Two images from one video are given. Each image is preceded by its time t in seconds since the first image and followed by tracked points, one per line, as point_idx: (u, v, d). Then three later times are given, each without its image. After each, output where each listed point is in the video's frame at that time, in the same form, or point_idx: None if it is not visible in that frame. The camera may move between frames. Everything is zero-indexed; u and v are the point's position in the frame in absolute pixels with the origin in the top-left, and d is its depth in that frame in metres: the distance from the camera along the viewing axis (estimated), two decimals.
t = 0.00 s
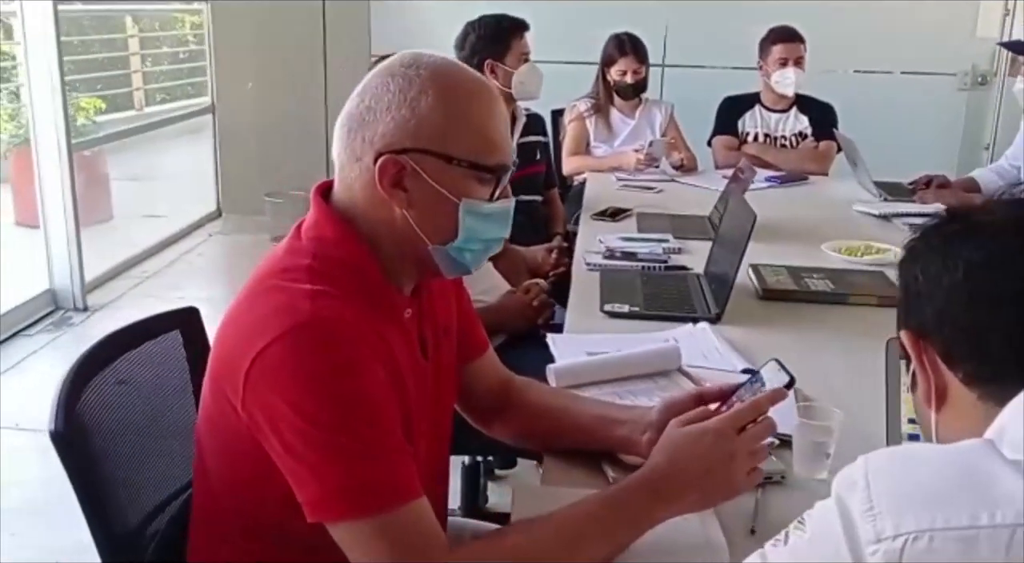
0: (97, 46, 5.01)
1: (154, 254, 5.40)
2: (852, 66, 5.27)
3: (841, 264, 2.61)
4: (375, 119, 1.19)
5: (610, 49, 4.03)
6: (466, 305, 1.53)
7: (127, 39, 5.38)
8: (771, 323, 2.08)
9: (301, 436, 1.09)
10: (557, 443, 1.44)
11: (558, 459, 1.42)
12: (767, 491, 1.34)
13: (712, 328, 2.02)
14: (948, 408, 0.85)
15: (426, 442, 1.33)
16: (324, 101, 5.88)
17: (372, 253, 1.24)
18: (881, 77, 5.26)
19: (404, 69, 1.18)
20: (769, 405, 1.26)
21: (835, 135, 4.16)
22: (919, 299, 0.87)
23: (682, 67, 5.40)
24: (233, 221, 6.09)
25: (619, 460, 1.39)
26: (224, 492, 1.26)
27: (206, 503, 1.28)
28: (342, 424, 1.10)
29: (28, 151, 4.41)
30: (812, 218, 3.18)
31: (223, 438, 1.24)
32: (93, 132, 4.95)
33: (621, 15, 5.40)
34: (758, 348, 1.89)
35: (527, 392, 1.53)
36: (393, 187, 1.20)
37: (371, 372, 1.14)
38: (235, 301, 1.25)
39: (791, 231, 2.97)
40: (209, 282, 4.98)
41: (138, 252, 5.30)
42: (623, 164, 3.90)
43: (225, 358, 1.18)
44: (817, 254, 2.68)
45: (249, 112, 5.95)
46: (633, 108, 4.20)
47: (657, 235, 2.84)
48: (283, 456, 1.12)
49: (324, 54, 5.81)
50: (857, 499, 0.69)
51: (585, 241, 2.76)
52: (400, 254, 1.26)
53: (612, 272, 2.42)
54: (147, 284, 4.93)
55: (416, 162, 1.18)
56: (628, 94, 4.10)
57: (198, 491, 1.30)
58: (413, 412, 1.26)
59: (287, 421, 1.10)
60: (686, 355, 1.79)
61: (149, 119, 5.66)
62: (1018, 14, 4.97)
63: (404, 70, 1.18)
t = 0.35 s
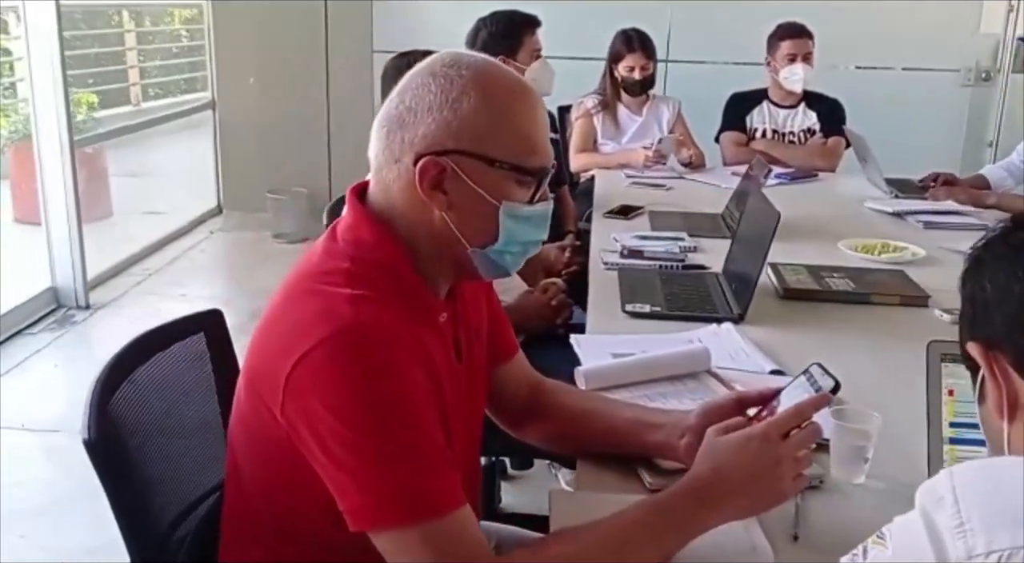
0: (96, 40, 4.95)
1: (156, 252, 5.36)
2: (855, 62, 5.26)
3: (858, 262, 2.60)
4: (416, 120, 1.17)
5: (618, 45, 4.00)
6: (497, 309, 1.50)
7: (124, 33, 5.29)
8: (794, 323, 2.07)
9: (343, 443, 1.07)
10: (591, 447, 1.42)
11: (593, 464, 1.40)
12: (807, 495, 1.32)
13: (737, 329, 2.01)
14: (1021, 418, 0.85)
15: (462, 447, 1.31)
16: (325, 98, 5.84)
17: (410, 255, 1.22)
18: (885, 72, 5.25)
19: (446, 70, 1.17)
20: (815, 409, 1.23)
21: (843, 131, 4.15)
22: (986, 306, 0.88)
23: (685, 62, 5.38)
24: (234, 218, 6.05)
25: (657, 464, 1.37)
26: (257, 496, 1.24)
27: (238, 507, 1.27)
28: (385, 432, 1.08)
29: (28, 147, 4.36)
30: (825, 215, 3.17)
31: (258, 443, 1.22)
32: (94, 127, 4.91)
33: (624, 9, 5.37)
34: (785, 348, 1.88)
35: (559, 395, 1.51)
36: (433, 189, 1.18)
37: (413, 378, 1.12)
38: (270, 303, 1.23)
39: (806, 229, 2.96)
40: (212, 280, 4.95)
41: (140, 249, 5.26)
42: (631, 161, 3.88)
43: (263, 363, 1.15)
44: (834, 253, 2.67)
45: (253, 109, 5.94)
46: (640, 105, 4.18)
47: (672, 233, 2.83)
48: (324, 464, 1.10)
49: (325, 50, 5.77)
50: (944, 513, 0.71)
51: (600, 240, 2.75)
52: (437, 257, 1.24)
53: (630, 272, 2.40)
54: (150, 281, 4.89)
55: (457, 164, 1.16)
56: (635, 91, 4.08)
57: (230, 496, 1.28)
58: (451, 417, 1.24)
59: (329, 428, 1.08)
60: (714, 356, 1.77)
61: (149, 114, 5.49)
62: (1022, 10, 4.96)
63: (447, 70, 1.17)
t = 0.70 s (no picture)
0: (88, 36, 4.90)
1: (150, 249, 5.33)
2: (850, 58, 5.26)
3: (860, 260, 2.60)
4: (434, 122, 1.16)
5: (616, 42, 3.98)
6: (509, 311, 1.49)
7: (115, 28, 5.20)
8: (800, 322, 2.07)
9: (363, 451, 1.06)
10: (603, 450, 1.41)
11: (606, 466, 1.39)
12: (822, 497, 1.32)
13: (744, 328, 2.00)
14: None
15: (477, 452, 1.31)
16: (319, 94, 5.81)
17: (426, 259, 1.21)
18: (880, 69, 5.26)
19: (466, 72, 1.16)
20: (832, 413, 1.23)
21: (841, 128, 4.16)
22: (1011, 316, 0.89)
23: (681, 59, 5.38)
24: (228, 215, 6.03)
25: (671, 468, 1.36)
26: (270, 500, 1.23)
27: (249, 511, 1.25)
28: (405, 440, 1.06)
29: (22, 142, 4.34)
30: (825, 213, 3.17)
31: (272, 448, 1.20)
32: (87, 124, 4.87)
33: (620, 5, 5.36)
34: (791, 348, 1.88)
35: (570, 397, 1.51)
36: (450, 193, 1.16)
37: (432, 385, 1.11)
38: (284, 306, 1.22)
39: (807, 227, 2.96)
40: (207, 277, 4.93)
41: (133, 247, 5.23)
42: (630, 158, 3.88)
43: (279, 368, 1.14)
44: (836, 251, 2.67)
45: (248, 105, 5.92)
46: (638, 102, 4.17)
47: (674, 231, 2.82)
48: (343, 472, 1.08)
49: (319, 46, 5.74)
50: (985, 533, 0.73)
51: (602, 238, 2.74)
52: (454, 260, 1.23)
53: (633, 271, 2.39)
54: (144, 278, 4.86)
55: (475, 166, 1.15)
56: (633, 87, 4.06)
57: (241, 502, 1.27)
58: (466, 422, 1.23)
59: (349, 436, 1.07)
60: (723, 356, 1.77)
61: (138, 109, 5.43)
62: (1017, 6, 4.97)
63: (466, 72, 1.16)
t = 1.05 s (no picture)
0: (74, 35, 4.86)
1: (138, 250, 5.31)
2: (836, 60, 5.30)
3: (848, 264, 2.63)
4: (430, 139, 1.18)
5: (605, 44, 3.99)
6: (505, 323, 1.50)
7: (101, 27, 5.17)
8: (791, 327, 2.09)
9: (363, 466, 1.08)
10: (599, 460, 1.43)
11: (600, 477, 1.41)
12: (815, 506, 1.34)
13: (735, 334, 2.03)
14: None
15: (475, 464, 1.32)
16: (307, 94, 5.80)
17: (424, 274, 1.22)
18: (866, 70, 5.30)
19: (460, 88, 1.18)
20: (825, 430, 1.24)
21: (828, 130, 4.19)
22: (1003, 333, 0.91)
23: (669, 60, 5.40)
24: (216, 215, 6.01)
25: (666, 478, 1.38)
26: (270, 514, 1.24)
27: (250, 524, 1.26)
28: (405, 455, 1.08)
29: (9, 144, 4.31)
30: (813, 216, 3.20)
31: (273, 462, 1.21)
32: (74, 124, 4.83)
33: (608, 7, 5.39)
34: (782, 354, 1.90)
35: (565, 406, 1.53)
36: (446, 208, 1.18)
37: (432, 400, 1.12)
38: (284, 322, 1.23)
39: (795, 230, 2.99)
40: (196, 278, 4.91)
41: (121, 248, 5.21)
42: (619, 161, 3.90)
43: (280, 384, 1.15)
44: (825, 255, 2.69)
45: (236, 105, 5.91)
46: (627, 104, 4.19)
47: (664, 235, 2.84)
48: (345, 486, 1.10)
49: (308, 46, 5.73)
50: (981, 554, 0.75)
51: (593, 242, 2.76)
52: (451, 275, 1.24)
53: (625, 276, 2.41)
54: (133, 280, 4.85)
55: (471, 183, 1.17)
56: (623, 90, 4.08)
57: (242, 516, 1.28)
58: (466, 435, 1.24)
59: (350, 451, 1.08)
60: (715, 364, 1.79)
61: (124, 108, 5.39)
62: (1001, 8, 5.02)
63: (460, 89, 1.17)
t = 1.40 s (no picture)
0: (43, 34, 4.79)
1: (112, 253, 5.25)
2: (810, 63, 5.35)
3: (824, 268, 2.66)
4: (411, 151, 1.18)
5: (582, 48, 4.00)
6: (488, 331, 1.51)
7: (73, 27, 5.11)
8: (769, 332, 2.11)
9: (348, 478, 1.08)
10: (581, 468, 1.44)
11: (581, 485, 1.42)
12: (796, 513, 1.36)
13: (714, 339, 2.04)
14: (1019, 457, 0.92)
15: (459, 473, 1.32)
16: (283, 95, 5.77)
17: (408, 284, 1.22)
18: (840, 73, 5.35)
19: (441, 101, 1.18)
20: (804, 447, 1.25)
21: (803, 133, 4.23)
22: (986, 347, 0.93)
23: (646, 62, 5.43)
24: (191, 217, 5.96)
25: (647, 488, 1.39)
26: (254, 525, 1.23)
27: (234, 535, 1.26)
28: (390, 467, 1.08)
29: None
30: (789, 219, 3.24)
31: (258, 473, 1.21)
32: (47, 126, 4.77)
33: (584, 9, 5.40)
34: (760, 359, 1.92)
35: (547, 414, 1.54)
36: (428, 221, 1.18)
37: (416, 410, 1.12)
38: (267, 333, 1.23)
39: (772, 234, 3.02)
40: (171, 281, 4.87)
41: (95, 251, 5.15)
42: (597, 164, 3.91)
43: (265, 396, 1.15)
44: (801, 258, 2.72)
45: (211, 106, 5.86)
46: (604, 107, 4.21)
47: (642, 239, 2.86)
48: (330, 498, 1.10)
49: (284, 46, 5.70)
50: None
51: (571, 247, 2.77)
52: (434, 286, 1.24)
53: (604, 281, 2.43)
54: (107, 283, 4.80)
55: (453, 196, 1.17)
56: (600, 93, 4.10)
57: (226, 527, 1.28)
58: (451, 444, 1.24)
59: (334, 464, 1.08)
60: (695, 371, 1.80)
61: (96, 109, 5.33)
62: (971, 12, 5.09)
63: (441, 102, 1.18)
